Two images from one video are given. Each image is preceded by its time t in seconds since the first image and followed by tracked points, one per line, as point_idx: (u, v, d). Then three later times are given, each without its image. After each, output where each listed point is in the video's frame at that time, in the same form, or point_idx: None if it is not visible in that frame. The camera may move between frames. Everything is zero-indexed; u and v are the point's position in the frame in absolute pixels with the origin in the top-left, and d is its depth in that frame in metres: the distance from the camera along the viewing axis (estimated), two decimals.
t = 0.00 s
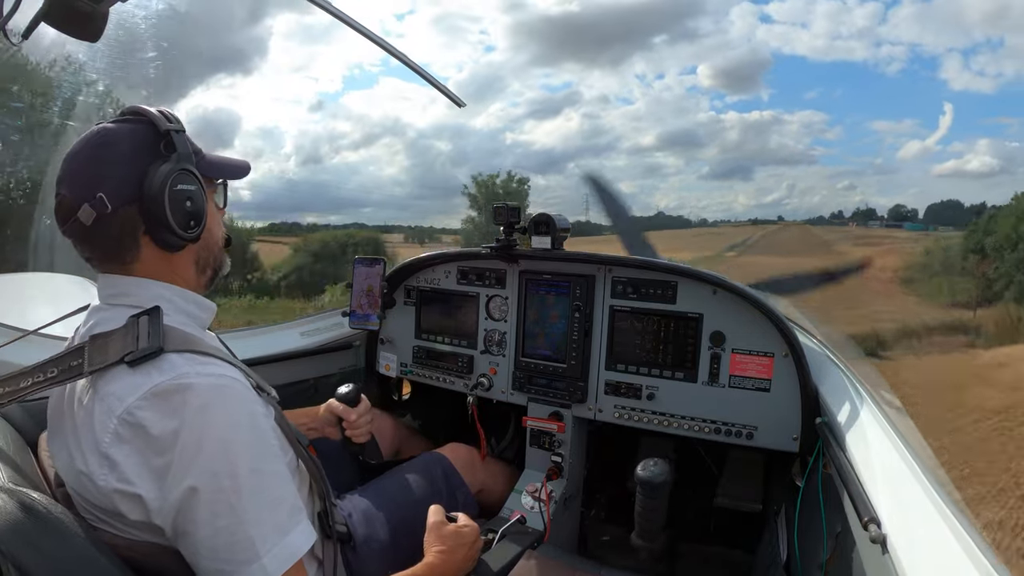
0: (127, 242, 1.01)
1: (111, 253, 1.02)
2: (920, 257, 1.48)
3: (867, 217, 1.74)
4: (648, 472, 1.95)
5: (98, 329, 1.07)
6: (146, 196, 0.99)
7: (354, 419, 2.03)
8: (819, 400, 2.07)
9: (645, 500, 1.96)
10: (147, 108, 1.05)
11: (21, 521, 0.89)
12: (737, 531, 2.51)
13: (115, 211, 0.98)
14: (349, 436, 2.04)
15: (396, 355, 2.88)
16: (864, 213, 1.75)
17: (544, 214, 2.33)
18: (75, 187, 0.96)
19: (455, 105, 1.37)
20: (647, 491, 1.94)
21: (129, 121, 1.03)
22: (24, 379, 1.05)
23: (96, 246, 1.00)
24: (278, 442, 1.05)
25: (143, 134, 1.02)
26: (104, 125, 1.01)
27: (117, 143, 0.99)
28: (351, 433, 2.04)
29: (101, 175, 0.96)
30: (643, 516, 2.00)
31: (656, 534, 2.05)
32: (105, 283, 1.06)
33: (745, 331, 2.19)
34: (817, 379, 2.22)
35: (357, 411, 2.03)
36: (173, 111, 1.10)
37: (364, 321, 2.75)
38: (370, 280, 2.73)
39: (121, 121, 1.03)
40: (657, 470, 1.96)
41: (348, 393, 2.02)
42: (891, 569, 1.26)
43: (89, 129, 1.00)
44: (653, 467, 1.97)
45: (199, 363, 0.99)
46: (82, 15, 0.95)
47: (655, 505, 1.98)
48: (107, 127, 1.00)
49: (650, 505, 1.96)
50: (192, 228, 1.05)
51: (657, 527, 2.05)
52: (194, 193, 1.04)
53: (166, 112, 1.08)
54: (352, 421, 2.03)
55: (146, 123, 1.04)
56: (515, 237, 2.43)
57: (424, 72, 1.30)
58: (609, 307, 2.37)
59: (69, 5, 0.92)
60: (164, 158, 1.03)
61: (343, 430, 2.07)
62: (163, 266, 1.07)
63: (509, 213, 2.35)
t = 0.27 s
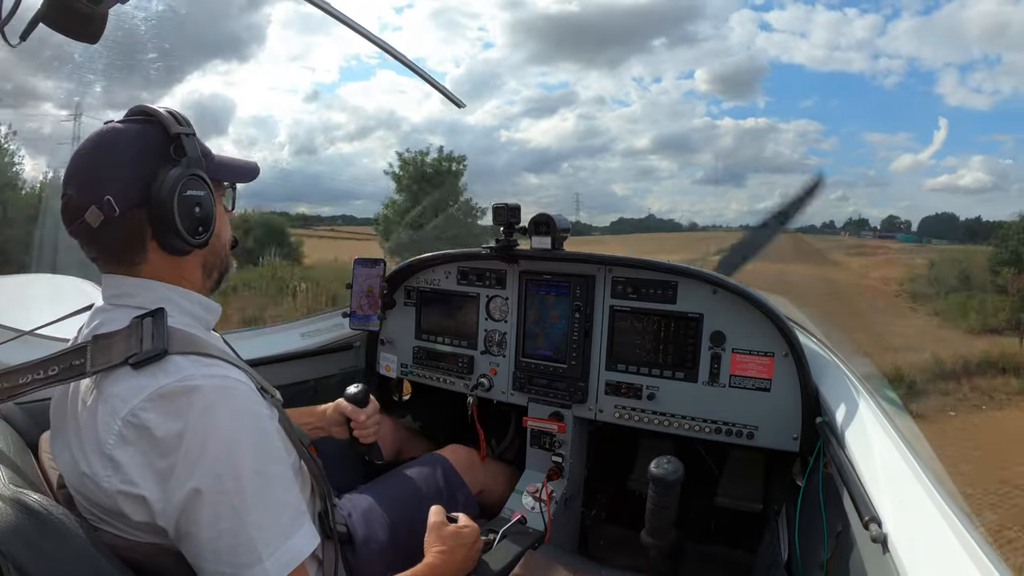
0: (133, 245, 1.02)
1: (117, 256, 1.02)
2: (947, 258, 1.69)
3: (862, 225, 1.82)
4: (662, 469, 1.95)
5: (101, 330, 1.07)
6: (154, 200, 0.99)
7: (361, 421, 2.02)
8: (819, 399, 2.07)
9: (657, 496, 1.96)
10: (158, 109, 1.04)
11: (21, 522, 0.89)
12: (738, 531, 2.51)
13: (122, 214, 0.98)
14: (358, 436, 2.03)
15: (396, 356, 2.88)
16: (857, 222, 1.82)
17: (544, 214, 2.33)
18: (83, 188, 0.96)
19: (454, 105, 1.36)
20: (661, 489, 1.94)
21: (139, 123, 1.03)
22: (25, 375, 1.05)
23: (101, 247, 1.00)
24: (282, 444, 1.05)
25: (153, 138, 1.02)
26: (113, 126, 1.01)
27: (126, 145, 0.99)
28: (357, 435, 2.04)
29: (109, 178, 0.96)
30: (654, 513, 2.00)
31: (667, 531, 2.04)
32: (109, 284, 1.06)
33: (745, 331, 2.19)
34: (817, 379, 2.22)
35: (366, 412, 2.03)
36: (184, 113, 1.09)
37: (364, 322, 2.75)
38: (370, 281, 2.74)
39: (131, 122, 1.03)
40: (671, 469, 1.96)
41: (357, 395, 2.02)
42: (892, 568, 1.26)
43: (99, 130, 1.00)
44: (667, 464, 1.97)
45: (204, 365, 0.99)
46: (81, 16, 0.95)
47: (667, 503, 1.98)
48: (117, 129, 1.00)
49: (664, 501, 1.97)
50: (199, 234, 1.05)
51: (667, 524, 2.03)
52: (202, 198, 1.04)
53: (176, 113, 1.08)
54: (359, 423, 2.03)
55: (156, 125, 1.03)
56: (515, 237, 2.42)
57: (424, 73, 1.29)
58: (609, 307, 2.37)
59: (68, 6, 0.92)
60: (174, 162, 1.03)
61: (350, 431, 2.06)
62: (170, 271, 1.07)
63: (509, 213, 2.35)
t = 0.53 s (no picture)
0: (138, 245, 1.01)
1: (122, 255, 1.02)
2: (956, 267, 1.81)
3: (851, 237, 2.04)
4: (668, 481, 1.96)
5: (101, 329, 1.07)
6: (160, 201, 0.99)
7: (359, 427, 2.07)
8: (819, 399, 2.07)
9: (663, 507, 1.96)
10: (162, 109, 1.04)
11: (20, 521, 0.88)
12: (738, 531, 2.51)
13: (127, 214, 0.98)
14: (355, 443, 2.06)
15: (396, 355, 2.88)
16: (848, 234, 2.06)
17: (544, 214, 2.33)
18: (88, 189, 0.96)
19: (454, 105, 1.36)
20: (667, 499, 1.95)
21: (143, 122, 1.03)
22: (26, 375, 1.05)
23: (105, 248, 1.00)
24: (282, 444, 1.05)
25: (158, 139, 1.02)
26: (117, 125, 1.01)
27: (131, 145, 0.99)
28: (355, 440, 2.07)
29: (114, 178, 0.96)
30: (659, 523, 2.00)
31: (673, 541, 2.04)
32: (109, 283, 1.06)
33: (745, 331, 2.19)
34: (818, 380, 2.21)
35: (362, 419, 2.07)
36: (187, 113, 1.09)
37: (364, 321, 2.75)
38: (370, 280, 2.74)
39: (134, 121, 1.03)
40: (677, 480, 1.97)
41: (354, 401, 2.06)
42: (892, 569, 1.26)
43: (102, 129, 0.99)
44: (673, 475, 1.98)
45: (205, 365, 0.99)
46: (82, 15, 0.95)
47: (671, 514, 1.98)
48: (121, 128, 1.00)
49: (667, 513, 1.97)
50: (204, 235, 1.05)
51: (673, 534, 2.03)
52: (208, 200, 1.05)
53: (179, 112, 1.08)
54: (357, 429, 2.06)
55: (161, 124, 1.03)
56: (515, 237, 2.43)
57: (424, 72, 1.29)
58: (609, 307, 2.37)
59: (68, 5, 0.92)
60: (178, 163, 1.03)
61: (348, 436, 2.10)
62: (174, 271, 1.07)
63: (509, 213, 2.35)
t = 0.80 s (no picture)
0: (139, 246, 1.01)
1: (123, 256, 1.02)
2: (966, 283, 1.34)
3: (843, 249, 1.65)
4: (673, 467, 1.95)
5: (101, 328, 1.07)
6: (161, 202, 0.99)
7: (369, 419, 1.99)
8: (819, 399, 2.07)
9: (667, 494, 1.96)
10: (163, 109, 1.04)
11: (22, 521, 0.89)
12: (738, 531, 2.51)
13: (129, 215, 0.98)
14: (364, 435, 2.00)
15: (396, 355, 2.88)
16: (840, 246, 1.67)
17: (544, 214, 2.33)
18: (89, 189, 0.96)
19: (455, 105, 1.35)
20: (671, 487, 1.94)
21: (144, 123, 1.03)
22: (26, 376, 1.05)
23: (107, 248, 1.00)
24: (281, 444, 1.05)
25: (160, 140, 1.02)
26: (118, 126, 1.01)
27: (132, 146, 0.98)
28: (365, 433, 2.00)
29: (117, 180, 0.96)
30: (664, 511, 2.00)
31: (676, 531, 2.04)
32: (108, 283, 1.06)
33: (745, 330, 2.19)
34: (818, 379, 2.21)
35: (373, 411, 2.00)
36: (188, 113, 1.09)
37: (364, 321, 2.75)
38: (370, 280, 2.74)
39: (135, 122, 1.03)
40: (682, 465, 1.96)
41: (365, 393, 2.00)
42: (892, 568, 1.26)
43: (103, 130, 0.99)
44: (678, 462, 1.97)
45: (205, 364, 0.99)
46: (82, 15, 0.95)
47: (675, 502, 1.98)
48: (121, 128, 1.00)
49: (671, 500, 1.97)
50: (206, 236, 1.05)
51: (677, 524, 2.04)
52: (209, 201, 1.04)
53: (181, 113, 1.08)
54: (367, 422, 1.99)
55: (162, 125, 1.03)
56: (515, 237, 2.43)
57: (424, 73, 1.29)
58: (609, 307, 2.37)
59: (68, 5, 0.92)
60: (180, 164, 1.03)
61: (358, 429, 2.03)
62: (174, 272, 1.07)
63: (509, 213, 2.35)
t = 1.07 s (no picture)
0: (133, 248, 1.01)
1: (117, 258, 1.02)
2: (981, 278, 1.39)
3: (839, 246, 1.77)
4: (675, 457, 1.96)
5: (101, 328, 1.07)
6: (154, 204, 0.99)
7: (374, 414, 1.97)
8: (819, 398, 2.07)
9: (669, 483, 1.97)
10: (153, 109, 1.03)
11: (21, 521, 0.88)
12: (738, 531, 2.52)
13: (122, 218, 0.98)
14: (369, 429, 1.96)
15: (396, 355, 2.88)
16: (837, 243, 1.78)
17: (544, 214, 2.33)
18: (80, 193, 0.95)
19: (454, 104, 1.35)
20: (673, 476, 1.95)
21: (133, 122, 1.02)
22: (27, 380, 1.05)
23: (101, 251, 1.00)
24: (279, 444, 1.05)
25: (150, 140, 1.01)
26: (107, 126, 1.00)
27: (123, 148, 0.98)
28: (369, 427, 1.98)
29: (108, 182, 0.96)
30: (665, 500, 2.00)
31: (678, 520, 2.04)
32: (105, 284, 1.06)
33: (745, 330, 2.19)
34: (818, 379, 2.21)
35: (379, 405, 1.98)
36: (178, 112, 1.08)
37: (364, 321, 2.75)
38: (370, 281, 2.74)
39: (125, 122, 1.02)
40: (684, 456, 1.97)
41: (370, 388, 1.98)
42: (893, 567, 1.26)
43: (92, 131, 0.99)
44: (680, 453, 1.97)
45: (203, 365, 0.99)
46: (82, 15, 0.95)
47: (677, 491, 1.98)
48: (111, 129, 0.99)
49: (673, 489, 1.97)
50: (200, 236, 1.06)
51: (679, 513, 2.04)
52: (202, 201, 1.05)
53: (170, 111, 1.07)
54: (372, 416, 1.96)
55: (151, 125, 1.03)
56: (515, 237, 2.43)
57: (424, 73, 1.30)
58: (609, 307, 2.37)
59: (69, 5, 0.92)
60: (172, 164, 1.03)
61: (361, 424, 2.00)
62: (169, 272, 1.07)
63: (509, 213, 2.35)
